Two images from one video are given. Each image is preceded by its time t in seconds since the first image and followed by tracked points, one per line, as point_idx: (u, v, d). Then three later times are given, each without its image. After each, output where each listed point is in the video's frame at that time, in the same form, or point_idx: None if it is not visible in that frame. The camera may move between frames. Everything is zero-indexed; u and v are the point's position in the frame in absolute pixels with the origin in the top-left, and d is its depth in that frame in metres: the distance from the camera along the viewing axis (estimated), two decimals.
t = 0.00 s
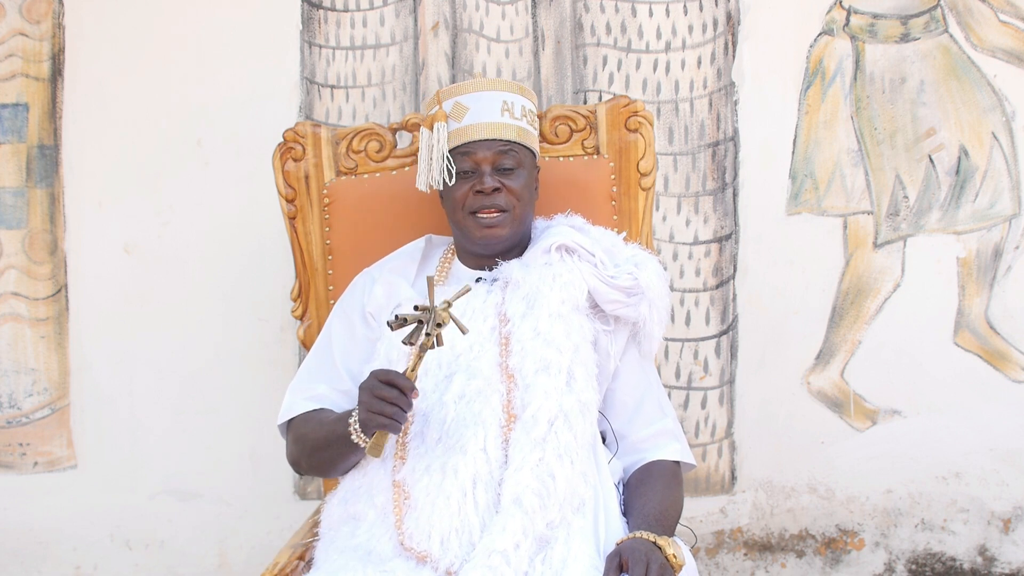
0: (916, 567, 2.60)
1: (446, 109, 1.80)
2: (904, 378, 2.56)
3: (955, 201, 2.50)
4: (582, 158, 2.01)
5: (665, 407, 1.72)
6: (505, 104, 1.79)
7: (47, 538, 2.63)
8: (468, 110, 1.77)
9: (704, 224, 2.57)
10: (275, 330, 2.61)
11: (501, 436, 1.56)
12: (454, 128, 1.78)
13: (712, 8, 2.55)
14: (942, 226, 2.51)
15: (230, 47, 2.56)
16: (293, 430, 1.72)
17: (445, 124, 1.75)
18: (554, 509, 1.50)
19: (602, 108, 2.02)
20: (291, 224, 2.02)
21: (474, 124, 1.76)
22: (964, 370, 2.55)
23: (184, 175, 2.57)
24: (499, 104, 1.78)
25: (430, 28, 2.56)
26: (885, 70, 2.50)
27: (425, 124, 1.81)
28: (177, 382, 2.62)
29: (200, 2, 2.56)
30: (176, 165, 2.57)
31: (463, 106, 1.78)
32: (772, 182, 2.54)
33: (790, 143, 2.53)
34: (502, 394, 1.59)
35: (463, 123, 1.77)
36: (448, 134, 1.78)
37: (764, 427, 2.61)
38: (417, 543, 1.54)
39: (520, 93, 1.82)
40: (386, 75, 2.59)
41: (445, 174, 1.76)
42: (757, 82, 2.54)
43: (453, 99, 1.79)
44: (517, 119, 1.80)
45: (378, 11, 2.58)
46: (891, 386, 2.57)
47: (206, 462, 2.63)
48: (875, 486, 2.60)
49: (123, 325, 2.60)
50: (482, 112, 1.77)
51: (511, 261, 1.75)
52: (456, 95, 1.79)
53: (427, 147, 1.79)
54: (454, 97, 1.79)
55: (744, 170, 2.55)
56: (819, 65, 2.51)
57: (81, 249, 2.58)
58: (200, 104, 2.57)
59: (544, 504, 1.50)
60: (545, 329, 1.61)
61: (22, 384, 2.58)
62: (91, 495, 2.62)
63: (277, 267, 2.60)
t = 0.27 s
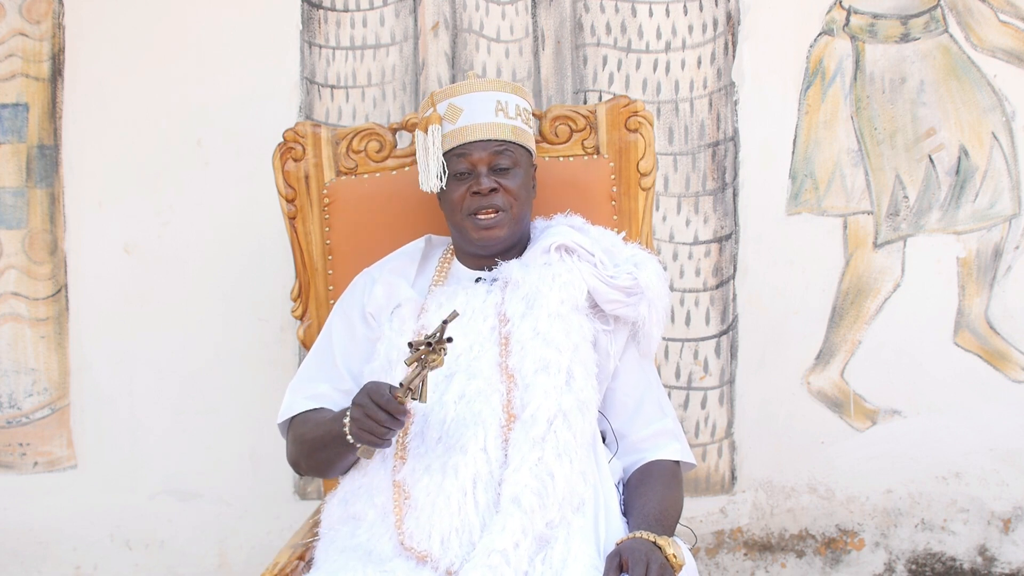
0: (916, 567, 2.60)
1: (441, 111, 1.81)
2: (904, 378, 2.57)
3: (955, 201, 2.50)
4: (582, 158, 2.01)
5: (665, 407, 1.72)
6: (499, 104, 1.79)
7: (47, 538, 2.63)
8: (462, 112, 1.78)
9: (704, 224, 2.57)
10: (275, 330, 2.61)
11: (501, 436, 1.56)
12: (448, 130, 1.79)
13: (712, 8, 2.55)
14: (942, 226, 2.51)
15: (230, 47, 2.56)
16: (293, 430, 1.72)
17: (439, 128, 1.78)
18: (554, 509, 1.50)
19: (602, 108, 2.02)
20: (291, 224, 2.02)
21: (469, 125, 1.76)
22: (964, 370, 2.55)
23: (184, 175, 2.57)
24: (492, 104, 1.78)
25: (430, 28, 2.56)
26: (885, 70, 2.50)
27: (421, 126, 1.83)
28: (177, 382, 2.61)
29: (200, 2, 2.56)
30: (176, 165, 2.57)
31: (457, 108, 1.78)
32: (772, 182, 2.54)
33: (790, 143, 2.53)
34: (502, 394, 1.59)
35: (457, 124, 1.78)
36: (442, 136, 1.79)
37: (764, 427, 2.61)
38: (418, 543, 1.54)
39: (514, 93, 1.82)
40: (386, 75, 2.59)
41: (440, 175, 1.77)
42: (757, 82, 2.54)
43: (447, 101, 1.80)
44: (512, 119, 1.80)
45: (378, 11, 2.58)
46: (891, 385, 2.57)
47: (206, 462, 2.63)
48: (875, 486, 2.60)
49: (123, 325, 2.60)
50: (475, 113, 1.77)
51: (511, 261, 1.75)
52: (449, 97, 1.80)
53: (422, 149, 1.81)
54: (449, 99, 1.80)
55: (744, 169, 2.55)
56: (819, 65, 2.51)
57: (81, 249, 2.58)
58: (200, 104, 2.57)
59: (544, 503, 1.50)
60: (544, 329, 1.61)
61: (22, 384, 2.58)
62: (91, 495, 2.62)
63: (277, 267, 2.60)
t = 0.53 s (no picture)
0: (916, 567, 2.60)
1: (438, 113, 1.81)
2: (904, 378, 2.57)
3: (955, 201, 2.50)
4: (582, 158, 2.01)
5: (665, 407, 1.72)
6: (497, 105, 1.78)
7: (47, 538, 2.63)
8: (459, 113, 1.78)
9: (704, 224, 2.57)
10: (275, 330, 2.61)
11: (501, 436, 1.56)
12: (446, 132, 1.79)
13: (712, 8, 2.55)
14: (942, 226, 2.51)
15: (229, 48, 2.56)
16: (293, 429, 1.72)
17: (437, 129, 1.78)
18: (554, 509, 1.50)
19: (602, 108, 2.02)
20: (291, 224, 2.02)
21: (466, 126, 1.76)
22: (963, 370, 2.56)
23: (184, 175, 2.57)
24: (490, 105, 1.78)
25: (430, 28, 2.56)
26: (885, 70, 2.50)
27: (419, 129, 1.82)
28: (177, 382, 2.61)
29: (200, 2, 2.56)
30: (176, 165, 2.57)
31: (454, 109, 1.78)
32: (772, 182, 2.54)
33: (790, 143, 2.53)
34: (502, 394, 1.59)
35: (455, 126, 1.78)
36: (440, 138, 1.78)
37: (764, 427, 2.61)
38: (417, 543, 1.54)
39: (513, 93, 1.82)
40: (386, 75, 2.59)
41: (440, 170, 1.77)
42: (757, 82, 2.54)
43: (444, 102, 1.80)
44: (510, 119, 1.80)
45: (378, 11, 2.59)
46: (891, 386, 2.57)
47: (206, 462, 2.63)
48: (875, 486, 2.60)
49: (123, 325, 2.60)
50: (473, 114, 1.77)
51: (511, 261, 1.75)
52: (447, 98, 1.80)
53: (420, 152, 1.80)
54: (446, 101, 1.80)
55: (744, 169, 2.55)
56: (819, 65, 2.51)
57: (81, 249, 2.58)
58: (200, 104, 2.57)
59: (544, 504, 1.50)
60: (544, 329, 1.61)
61: (22, 384, 2.58)
62: (91, 495, 2.62)
63: (277, 267, 2.60)
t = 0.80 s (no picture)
0: (916, 567, 2.60)
1: (436, 114, 1.81)
2: (904, 378, 2.57)
3: (955, 201, 2.50)
4: (582, 158, 2.01)
5: (665, 407, 1.71)
6: (493, 106, 1.78)
7: (47, 538, 2.63)
8: (456, 114, 1.78)
9: (704, 224, 2.57)
10: (275, 330, 2.61)
11: (501, 436, 1.56)
12: (443, 133, 1.78)
13: (712, 8, 2.55)
14: (942, 226, 2.51)
15: (229, 48, 2.56)
16: (294, 430, 1.72)
17: (433, 131, 1.78)
18: (554, 509, 1.50)
19: (602, 108, 2.01)
20: (291, 224, 2.02)
21: (463, 127, 1.76)
22: (963, 370, 2.56)
23: (184, 175, 2.57)
24: (486, 106, 1.77)
25: (430, 28, 2.56)
26: (885, 70, 2.50)
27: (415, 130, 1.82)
28: (177, 382, 2.61)
29: (200, 2, 2.56)
30: (176, 165, 2.57)
31: (451, 110, 1.78)
32: (772, 182, 2.54)
33: (790, 143, 2.53)
34: (502, 394, 1.59)
35: (452, 127, 1.78)
36: (437, 139, 1.79)
37: (764, 427, 2.61)
38: (417, 543, 1.54)
39: (509, 93, 1.82)
40: (386, 75, 2.59)
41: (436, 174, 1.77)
42: (757, 82, 2.54)
43: (441, 104, 1.80)
44: (507, 120, 1.79)
45: (378, 11, 2.59)
46: (891, 386, 2.57)
47: (206, 462, 2.63)
48: (875, 486, 2.60)
49: (123, 325, 2.60)
50: (469, 115, 1.77)
51: (510, 261, 1.75)
52: (443, 100, 1.80)
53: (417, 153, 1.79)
54: (443, 102, 1.80)
55: (743, 169, 2.55)
56: (819, 65, 2.51)
57: (80, 249, 2.58)
58: (200, 104, 2.57)
59: (544, 503, 1.50)
60: (544, 329, 1.61)
61: (22, 384, 2.58)
62: (91, 495, 2.62)
63: (277, 267, 2.60)
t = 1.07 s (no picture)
0: (916, 567, 2.60)
1: (439, 113, 1.81)
2: (904, 378, 2.57)
3: (955, 201, 2.50)
4: (582, 158, 2.01)
5: (665, 407, 1.71)
6: (496, 105, 1.79)
7: (47, 538, 2.63)
8: (460, 113, 1.77)
9: (704, 224, 2.57)
10: (274, 330, 2.61)
11: (501, 435, 1.56)
12: (446, 133, 1.78)
13: (712, 8, 2.55)
14: (942, 226, 2.51)
15: (229, 47, 2.56)
16: (293, 428, 1.72)
17: (436, 129, 1.76)
18: (554, 508, 1.50)
19: (602, 108, 2.01)
20: (291, 224, 2.02)
21: (466, 127, 1.76)
22: (963, 370, 2.56)
23: (184, 175, 2.57)
24: (490, 106, 1.78)
25: (430, 28, 2.56)
26: (885, 70, 2.50)
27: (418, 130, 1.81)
28: (177, 382, 2.61)
29: (200, 2, 2.56)
30: (176, 165, 2.57)
31: (454, 109, 1.78)
32: (772, 182, 2.54)
33: (790, 143, 2.53)
34: (502, 393, 1.60)
35: (455, 126, 1.77)
36: (439, 138, 1.78)
37: (764, 427, 2.61)
38: (417, 543, 1.54)
39: (511, 93, 1.82)
40: (386, 75, 2.59)
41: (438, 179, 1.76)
42: (757, 82, 2.54)
43: (444, 103, 1.80)
44: (509, 120, 1.80)
45: (378, 11, 2.58)
46: (891, 386, 2.57)
47: (205, 462, 2.63)
48: (875, 486, 2.60)
49: (123, 325, 2.60)
50: (473, 114, 1.77)
51: (511, 260, 1.75)
52: (446, 99, 1.80)
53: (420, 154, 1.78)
54: (446, 101, 1.80)
55: (744, 170, 2.55)
56: (819, 65, 2.51)
57: (80, 249, 2.58)
58: (200, 104, 2.57)
59: (544, 503, 1.50)
60: (544, 328, 1.61)
61: (22, 384, 2.58)
62: (91, 495, 2.62)
63: (277, 267, 2.60)
